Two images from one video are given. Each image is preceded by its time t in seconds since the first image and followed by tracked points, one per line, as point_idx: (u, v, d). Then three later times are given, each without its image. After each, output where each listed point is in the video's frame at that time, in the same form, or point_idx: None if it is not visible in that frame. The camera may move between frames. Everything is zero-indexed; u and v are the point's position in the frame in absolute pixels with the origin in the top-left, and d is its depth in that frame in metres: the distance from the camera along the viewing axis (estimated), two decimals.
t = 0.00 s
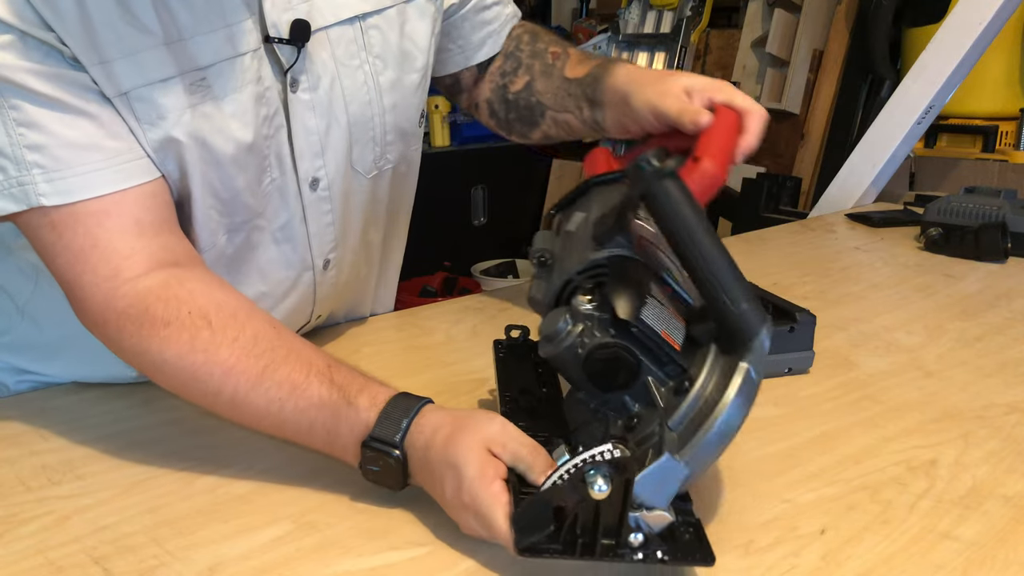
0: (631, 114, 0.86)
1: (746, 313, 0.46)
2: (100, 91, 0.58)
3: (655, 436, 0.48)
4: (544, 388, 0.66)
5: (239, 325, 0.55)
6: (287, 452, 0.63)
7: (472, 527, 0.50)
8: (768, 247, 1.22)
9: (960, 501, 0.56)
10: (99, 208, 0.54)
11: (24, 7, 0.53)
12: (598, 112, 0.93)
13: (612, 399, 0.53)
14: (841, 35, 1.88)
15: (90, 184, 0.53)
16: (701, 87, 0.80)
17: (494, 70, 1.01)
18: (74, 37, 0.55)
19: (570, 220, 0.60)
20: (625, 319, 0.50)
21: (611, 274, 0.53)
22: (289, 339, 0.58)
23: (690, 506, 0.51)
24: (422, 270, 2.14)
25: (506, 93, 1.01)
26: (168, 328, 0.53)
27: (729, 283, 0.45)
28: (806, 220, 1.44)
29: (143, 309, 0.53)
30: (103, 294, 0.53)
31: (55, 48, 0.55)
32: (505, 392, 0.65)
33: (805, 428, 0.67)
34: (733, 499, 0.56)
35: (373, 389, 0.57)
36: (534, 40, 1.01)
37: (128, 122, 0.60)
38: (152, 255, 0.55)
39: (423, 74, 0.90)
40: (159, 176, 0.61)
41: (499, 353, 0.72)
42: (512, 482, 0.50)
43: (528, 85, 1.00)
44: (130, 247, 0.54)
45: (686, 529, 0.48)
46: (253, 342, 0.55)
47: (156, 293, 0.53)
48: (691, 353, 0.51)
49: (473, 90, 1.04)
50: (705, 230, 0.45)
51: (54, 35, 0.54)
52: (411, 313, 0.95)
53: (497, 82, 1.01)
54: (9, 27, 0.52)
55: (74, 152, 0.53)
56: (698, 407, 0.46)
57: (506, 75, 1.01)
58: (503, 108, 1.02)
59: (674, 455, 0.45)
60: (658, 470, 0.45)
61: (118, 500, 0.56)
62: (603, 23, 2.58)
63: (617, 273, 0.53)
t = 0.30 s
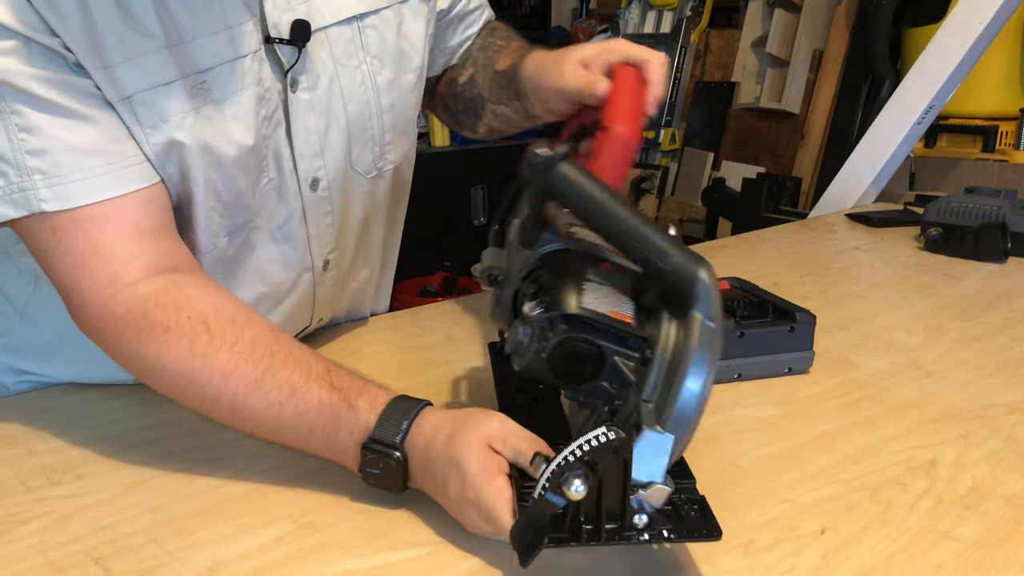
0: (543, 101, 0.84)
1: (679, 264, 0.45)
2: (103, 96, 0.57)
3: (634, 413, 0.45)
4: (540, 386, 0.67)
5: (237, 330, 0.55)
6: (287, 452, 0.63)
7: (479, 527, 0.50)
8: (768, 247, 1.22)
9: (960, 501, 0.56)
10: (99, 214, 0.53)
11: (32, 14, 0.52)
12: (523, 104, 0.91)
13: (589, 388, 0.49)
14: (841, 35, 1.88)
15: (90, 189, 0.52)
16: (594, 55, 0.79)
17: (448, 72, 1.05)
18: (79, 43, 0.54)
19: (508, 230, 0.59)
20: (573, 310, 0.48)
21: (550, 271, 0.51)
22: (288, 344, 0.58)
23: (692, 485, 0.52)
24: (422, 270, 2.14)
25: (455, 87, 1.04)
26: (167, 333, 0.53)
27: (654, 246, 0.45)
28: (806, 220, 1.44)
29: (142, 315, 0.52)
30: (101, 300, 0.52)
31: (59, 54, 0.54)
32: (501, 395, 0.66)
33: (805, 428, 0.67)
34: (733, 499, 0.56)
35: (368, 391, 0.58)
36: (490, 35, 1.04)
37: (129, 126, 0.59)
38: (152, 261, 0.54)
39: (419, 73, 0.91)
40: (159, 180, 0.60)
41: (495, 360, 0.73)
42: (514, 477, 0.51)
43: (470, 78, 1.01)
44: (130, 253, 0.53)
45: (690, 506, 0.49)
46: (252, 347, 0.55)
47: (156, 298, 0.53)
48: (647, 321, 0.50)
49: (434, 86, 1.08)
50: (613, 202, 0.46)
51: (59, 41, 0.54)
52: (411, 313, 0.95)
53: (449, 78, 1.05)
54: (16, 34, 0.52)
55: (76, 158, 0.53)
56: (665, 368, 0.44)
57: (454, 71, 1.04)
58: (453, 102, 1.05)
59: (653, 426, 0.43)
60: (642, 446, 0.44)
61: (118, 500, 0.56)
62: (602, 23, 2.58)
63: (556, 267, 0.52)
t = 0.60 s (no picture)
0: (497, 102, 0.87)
1: (630, 259, 0.47)
2: (97, 103, 0.57)
3: (617, 410, 0.49)
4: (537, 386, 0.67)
5: (233, 336, 0.55)
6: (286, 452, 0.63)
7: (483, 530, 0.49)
8: (768, 247, 1.22)
9: (960, 501, 0.56)
10: (94, 222, 0.53)
11: (25, 23, 0.52)
12: (478, 105, 0.93)
13: (575, 391, 0.53)
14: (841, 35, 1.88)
15: (86, 198, 0.52)
16: (527, 55, 0.82)
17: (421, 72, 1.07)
18: (72, 50, 0.54)
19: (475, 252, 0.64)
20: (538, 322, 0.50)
21: (514, 288, 0.54)
22: (285, 349, 0.58)
23: (691, 483, 0.52)
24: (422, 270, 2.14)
25: (424, 82, 1.05)
26: (165, 339, 0.53)
27: (602, 241, 0.47)
28: (806, 219, 1.44)
29: (139, 322, 0.52)
30: (97, 307, 0.52)
31: (52, 63, 0.54)
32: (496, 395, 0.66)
33: (805, 427, 0.67)
34: (733, 499, 0.56)
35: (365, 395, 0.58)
36: (463, 32, 1.04)
37: (123, 132, 0.59)
38: (148, 267, 0.54)
39: (410, 69, 0.92)
40: (154, 185, 0.60)
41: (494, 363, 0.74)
42: (511, 477, 0.51)
43: (437, 74, 1.02)
44: (125, 260, 0.53)
45: (689, 505, 0.49)
46: (249, 351, 0.55)
47: (152, 305, 0.53)
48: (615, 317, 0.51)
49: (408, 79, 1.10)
50: (556, 208, 0.48)
51: (52, 49, 0.54)
52: (411, 313, 0.95)
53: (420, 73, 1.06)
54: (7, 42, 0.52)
55: (70, 165, 0.53)
56: (639, 363, 0.47)
57: (426, 66, 1.05)
58: (422, 97, 1.07)
59: (637, 422, 0.46)
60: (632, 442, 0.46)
61: (118, 500, 0.56)
62: (602, 23, 2.58)
63: (519, 283, 0.54)
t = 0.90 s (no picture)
0: (465, 108, 0.87)
1: (599, 264, 0.48)
2: (92, 111, 0.57)
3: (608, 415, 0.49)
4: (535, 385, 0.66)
5: (231, 340, 0.55)
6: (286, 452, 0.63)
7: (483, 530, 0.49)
8: (768, 247, 1.22)
9: (960, 501, 0.56)
10: (88, 230, 0.53)
11: (17, 32, 0.53)
12: (454, 111, 0.93)
13: (572, 398, 0.53)
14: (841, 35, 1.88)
15: (80, 206, 0.52)
16: (490, 62, 0.84)
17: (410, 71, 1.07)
18: (65, 58, 0.54)
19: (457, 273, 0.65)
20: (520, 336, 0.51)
21: (495, 304, 0.55)
22: (283, 352, 0.58)
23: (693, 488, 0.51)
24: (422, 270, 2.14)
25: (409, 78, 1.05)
26: (162, 346, 0.53)
27: (571, 250, 0.48)
28: (806, 220, 1.44)
29: (136, 328, 0.52)
30: (93, 314, 0.52)
31: (44, 71, 0.54)
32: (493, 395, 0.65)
33: (805, 427, 0.67)
34: (733, 500, 0.56)
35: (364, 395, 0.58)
36: (454, 30, 1.04)
37: (116, 138, 0.59)
38: (144, 273, 0.54)
39: (404, 67, 0.92)
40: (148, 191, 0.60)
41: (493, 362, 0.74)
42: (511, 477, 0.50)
43: (422, 72, 1.03)
44: (121, 267, 0.53)
45: (689, 510, 0.49)
46: (247, 355, 0.55)
47: (148, 311, 0.53)
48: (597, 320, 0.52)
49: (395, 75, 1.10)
50: (521, 221, 0.48)
51: (44, 57, 0.54)
52: (411, 313, 0.95)
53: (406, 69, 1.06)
54: None
55: (64, 174, 0.52)
56: (624, 366, 0.48)
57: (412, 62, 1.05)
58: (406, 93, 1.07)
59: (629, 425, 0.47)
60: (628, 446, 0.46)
61: (118, 500, 0.56)
62: (603, 23, 2.58)
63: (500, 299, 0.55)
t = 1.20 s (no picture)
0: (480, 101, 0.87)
1: (602, 264, 0.48)
2: (87, 120, 0.57)
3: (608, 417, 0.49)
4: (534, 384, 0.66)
5: (222, 346, 0.55)
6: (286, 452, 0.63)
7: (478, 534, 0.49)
8: (768, 247, 1.22)
9: (960, 501, 0.56)
10: (81, 239, 0.53)
11: (14, 41, 0.53)
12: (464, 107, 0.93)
13: (572, 398, 0.53)
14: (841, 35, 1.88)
15: (72, 216, 0.52)
16: (502, 58, 0.83)
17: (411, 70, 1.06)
18: (61, 67, 0.54)
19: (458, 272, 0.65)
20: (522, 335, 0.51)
21: (497, 302, 0.55)
22: (275, 355, 0.57)
23: (693, 493, 0.51)
24: (422, 270, 2.14)
25: (413, 77, 1.05)
26: (153, 353, 0.53)
27: (575, 249, 0.48)
28: (806, 220, 1.44)
29: (128, 336, 0.53)
30: (88, 322, 0.53)
31: (40, 81, 0.54)
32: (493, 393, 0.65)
33: (805, 427, 0.67)
34: (733, 500, 0.56)
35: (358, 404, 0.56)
36: (455, 30, 1.04)
37: (113, 146, 0.59)
38: (137, 280, 0.54)
39: (400, 67, 0.92)
40: (145, 199, 0.60)
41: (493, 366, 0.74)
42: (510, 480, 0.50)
43: (426, 71, 1.03)
44: (113, 274, 0.53)
45: (687, 515, 0.48)
46: (238, 362, 0.55)
47: (138, 319, 0.53)
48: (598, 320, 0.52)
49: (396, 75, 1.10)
50: (526, 220, 0.49)
51: (39, 66, 0.54)
52: (412, 313, 0.95)
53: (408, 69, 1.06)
54: None
55: (56, 184, 0.53)
56: (624, 366, 0.48)
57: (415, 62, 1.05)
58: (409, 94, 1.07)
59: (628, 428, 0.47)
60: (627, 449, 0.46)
61: (118, 500, 0.56)
62: (603, 23, 2.58)
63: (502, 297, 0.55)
